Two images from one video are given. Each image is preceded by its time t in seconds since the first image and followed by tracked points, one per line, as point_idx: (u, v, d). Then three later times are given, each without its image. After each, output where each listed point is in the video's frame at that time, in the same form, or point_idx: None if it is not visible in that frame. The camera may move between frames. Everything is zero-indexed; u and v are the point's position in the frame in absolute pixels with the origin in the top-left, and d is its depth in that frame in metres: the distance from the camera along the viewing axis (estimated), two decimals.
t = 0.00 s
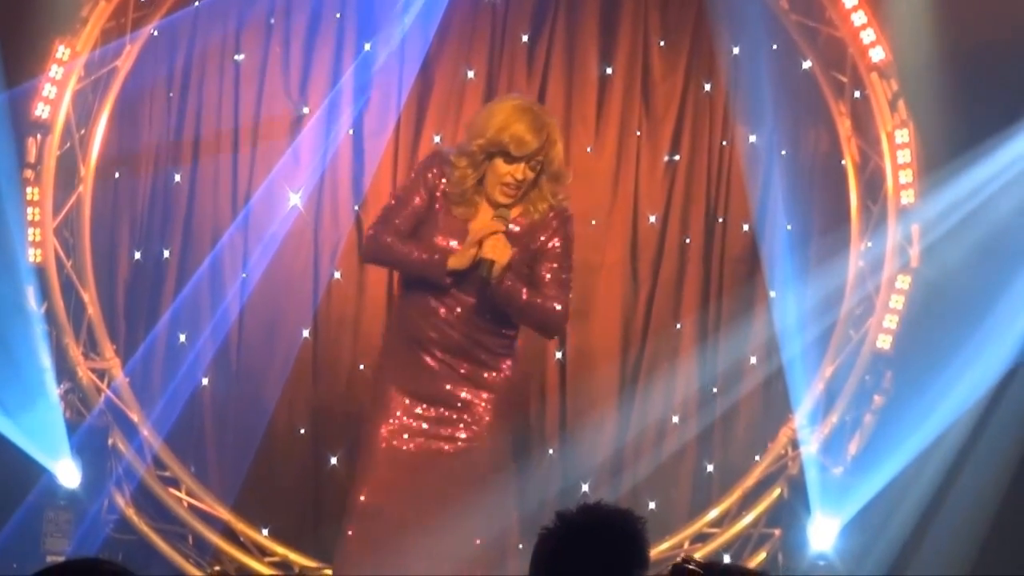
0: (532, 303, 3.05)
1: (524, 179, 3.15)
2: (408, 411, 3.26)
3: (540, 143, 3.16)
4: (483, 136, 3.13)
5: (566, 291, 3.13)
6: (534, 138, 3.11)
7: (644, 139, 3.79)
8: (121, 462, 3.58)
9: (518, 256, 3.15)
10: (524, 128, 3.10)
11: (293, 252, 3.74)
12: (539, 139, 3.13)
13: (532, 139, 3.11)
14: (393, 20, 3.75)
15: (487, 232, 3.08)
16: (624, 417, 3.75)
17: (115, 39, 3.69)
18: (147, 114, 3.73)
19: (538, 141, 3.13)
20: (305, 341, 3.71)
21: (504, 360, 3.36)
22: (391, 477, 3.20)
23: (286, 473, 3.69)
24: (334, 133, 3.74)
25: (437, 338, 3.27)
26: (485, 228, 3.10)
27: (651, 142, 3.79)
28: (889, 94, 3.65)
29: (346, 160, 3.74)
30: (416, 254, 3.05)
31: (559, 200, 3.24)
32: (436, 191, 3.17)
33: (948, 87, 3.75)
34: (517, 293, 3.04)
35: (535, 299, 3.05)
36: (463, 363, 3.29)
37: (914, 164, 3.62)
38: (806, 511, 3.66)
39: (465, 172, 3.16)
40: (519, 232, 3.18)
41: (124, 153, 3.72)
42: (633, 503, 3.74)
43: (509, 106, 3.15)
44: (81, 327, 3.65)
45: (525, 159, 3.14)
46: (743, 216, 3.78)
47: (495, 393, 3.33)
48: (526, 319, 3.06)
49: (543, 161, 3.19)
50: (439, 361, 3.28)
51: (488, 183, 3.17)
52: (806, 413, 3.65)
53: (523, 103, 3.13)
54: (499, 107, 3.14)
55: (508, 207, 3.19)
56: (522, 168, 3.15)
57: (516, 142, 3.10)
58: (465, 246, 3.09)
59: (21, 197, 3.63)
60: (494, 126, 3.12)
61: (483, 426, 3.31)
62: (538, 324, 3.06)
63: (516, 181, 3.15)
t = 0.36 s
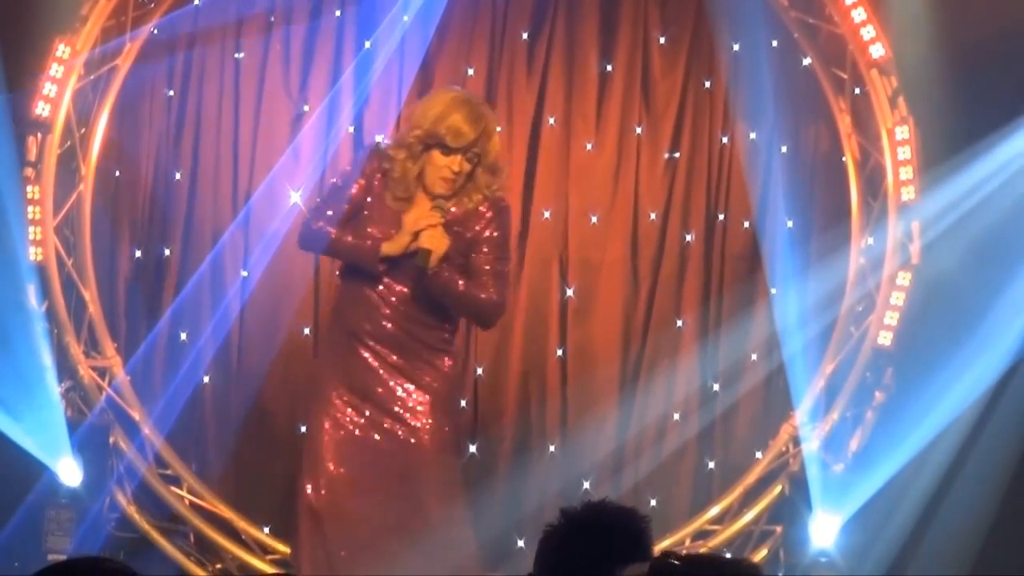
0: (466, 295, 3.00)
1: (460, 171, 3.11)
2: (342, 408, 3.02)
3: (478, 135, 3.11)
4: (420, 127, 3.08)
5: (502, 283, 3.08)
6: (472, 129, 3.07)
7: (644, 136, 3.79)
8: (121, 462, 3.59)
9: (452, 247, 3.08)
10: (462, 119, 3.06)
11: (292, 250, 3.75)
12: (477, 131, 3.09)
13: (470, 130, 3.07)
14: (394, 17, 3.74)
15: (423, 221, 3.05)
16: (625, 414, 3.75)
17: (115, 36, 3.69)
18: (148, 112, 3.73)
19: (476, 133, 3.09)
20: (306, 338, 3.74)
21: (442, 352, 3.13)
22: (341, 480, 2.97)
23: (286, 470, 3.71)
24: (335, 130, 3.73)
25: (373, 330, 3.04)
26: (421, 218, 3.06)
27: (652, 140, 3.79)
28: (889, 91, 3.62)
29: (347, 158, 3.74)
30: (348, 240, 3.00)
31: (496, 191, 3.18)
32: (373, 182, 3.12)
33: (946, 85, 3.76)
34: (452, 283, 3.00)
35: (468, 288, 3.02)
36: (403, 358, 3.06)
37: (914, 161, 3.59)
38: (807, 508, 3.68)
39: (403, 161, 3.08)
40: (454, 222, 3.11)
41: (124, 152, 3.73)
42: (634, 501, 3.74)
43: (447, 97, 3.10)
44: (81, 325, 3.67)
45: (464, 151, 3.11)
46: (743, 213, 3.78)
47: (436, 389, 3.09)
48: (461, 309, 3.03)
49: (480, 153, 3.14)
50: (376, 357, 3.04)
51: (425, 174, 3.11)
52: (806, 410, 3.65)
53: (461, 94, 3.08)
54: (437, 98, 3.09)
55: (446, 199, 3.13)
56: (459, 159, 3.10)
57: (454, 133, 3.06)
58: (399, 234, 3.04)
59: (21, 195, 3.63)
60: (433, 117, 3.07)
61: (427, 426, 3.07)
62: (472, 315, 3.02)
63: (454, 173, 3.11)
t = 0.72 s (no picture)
0: (426, 286, 2.98)
1: (414, 162, 3.09)
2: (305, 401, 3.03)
3: (427, 126, 3.10)
4: (369, 123, 3.10)
5: (465, 275, 3.07)
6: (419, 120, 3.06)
7: (650, 134, 3.78)
8: (130, 463, 3.59)
9: (413, 240, 3.09)
10: (410, 111, 3.06)
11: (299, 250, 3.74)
12: (426, 121, 3.09)
13: (417, 121, 3.06)
14: (399, 16, 3.72)
15: (377, 214, 3.04)
16: (632, 412, 3.75)
17: (121, 37, 3.69)
18: (153, 112, 3.73)
19: (425, 123, 3.08)
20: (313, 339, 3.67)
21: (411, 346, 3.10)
22: (296, 462, 2.99)
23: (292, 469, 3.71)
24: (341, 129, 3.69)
25: (337, 325, 3.05)
26: (377, 212, 3.05)
27: (658, 138, 3.78)
28: (895, 88, 3.59)
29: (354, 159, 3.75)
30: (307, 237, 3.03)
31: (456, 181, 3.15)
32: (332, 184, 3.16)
33: (951, 82, 3.76)
34: (408, 274, 2.97)
35: (427, 281, 2.99)
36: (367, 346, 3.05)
37: (921, 157, 3.56)
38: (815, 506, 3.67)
39: (357, 159, 3.12)
40: (414, 216, 3.11)
41: (130, 153, 3.74)
42: (642, 499, 3.74)
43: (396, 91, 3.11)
44: (89, 325, 3.68)
45: (416, 143, 3.09)
46: (750, 210, 3.77)
47: (400, 381, 3.04)
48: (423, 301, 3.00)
49: (433, 144, 3.12)
50: (341, 345, 3.04)
51: (382, 170, 3.12)
52: (814, 407, 3.63)
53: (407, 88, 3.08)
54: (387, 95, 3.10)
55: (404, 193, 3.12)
56: (411, 151, 3.09)
57: (402, 125, 3.05)
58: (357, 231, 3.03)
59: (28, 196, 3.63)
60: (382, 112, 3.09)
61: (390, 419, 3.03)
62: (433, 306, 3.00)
63: (406, 166, 3.09)
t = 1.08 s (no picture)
0: (421, 286, 2.99)
1: (410, 159, 3.13)
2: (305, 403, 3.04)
3: (422, 123, 3.14)
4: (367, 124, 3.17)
5: (465, 275, 3.08)
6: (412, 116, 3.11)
7: (681, 133, 3.78)
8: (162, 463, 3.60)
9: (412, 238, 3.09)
10: (406, 108, 3.11)
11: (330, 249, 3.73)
12: (420, 118, 3.13)
13: (411, 117, 3.12)
14: (429, 16, 3.72)
15: (372, 211, 3.07)
16: (665, 410, 3.74)
17: (152, 36, 3.70)
18: (185, 112, 3.73)
19: (419, 120, 3.13)
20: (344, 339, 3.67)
21: (411, 349, 3.11)
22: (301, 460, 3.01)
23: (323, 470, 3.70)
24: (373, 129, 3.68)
25: (338, 327, 3.07)
26: (372, 210, 3.08)
27: (689, 136, 3.78)
28: (926, 85, 3.58)
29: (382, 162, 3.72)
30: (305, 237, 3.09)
31: (454, 180, 3.17)
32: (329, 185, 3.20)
33: (983, 79, 3.76)
34: (401, 270, 2.98)
35: (420, 279, 2.99)
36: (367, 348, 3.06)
37: (952, 155, 3.54)
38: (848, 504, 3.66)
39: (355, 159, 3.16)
40: (413, 216, 3.12)
41: (161, 153, 3.74)
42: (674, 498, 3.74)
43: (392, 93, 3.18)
44: (121, 325, 3.69)
45: (410, 140, 3.13)
46: (781, 208, 3.76)
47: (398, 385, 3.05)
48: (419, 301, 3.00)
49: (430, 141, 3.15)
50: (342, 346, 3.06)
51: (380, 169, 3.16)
52: (846, 406, 3.62)
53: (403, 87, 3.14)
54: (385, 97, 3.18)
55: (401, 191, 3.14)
56: (406, 148, 3.13)
57: (397, 123, 3.12)
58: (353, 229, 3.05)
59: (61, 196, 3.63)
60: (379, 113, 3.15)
61: (389, 421, 3.04)
62: (426, 306, 3.00)
63: (402, 162, 3.13)
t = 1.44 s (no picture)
0: (440, 272, 2.59)
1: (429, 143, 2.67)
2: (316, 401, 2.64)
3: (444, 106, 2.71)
4: (382, 99, 2.71)
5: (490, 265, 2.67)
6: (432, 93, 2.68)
7: (746, 130, 3.77)
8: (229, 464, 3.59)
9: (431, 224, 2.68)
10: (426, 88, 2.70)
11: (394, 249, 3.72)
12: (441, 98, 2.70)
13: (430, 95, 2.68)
14: (495, 14, 3.71)
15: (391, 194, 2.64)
16: (730, 410, 3.74)
17: (217, 34, 3.68)
18: (250, 112, 3.72)
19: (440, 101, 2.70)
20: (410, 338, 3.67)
21: (437, 338, 2.71)
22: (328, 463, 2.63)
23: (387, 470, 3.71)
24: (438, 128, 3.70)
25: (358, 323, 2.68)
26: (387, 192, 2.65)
27: (754, 134, 3.77)
28: (993, 84, 3.58)
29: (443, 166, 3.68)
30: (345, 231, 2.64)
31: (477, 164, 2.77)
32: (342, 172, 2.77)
33: None
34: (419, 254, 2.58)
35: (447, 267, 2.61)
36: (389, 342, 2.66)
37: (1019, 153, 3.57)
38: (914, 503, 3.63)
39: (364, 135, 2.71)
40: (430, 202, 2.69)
41: (226, 151, 3.73)
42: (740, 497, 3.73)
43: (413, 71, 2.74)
44: (187, 323, 3.70)
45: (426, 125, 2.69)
46: (847, 207, 3.74)
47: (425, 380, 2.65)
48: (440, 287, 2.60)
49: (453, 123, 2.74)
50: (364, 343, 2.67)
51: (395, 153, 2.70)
52: (913, 404, 3.62)
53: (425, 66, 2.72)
54: (405, 75, 2.73)
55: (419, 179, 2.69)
56: (425, 131, 2.67)
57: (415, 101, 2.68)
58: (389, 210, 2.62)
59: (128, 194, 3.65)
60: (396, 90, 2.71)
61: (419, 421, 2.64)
62: (451, 291, 2.61)
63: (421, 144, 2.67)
